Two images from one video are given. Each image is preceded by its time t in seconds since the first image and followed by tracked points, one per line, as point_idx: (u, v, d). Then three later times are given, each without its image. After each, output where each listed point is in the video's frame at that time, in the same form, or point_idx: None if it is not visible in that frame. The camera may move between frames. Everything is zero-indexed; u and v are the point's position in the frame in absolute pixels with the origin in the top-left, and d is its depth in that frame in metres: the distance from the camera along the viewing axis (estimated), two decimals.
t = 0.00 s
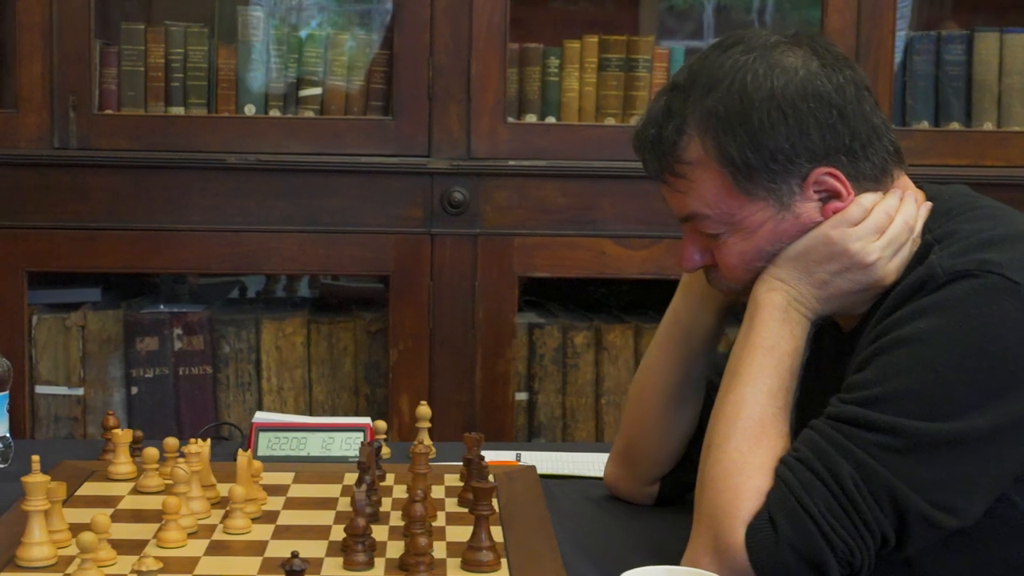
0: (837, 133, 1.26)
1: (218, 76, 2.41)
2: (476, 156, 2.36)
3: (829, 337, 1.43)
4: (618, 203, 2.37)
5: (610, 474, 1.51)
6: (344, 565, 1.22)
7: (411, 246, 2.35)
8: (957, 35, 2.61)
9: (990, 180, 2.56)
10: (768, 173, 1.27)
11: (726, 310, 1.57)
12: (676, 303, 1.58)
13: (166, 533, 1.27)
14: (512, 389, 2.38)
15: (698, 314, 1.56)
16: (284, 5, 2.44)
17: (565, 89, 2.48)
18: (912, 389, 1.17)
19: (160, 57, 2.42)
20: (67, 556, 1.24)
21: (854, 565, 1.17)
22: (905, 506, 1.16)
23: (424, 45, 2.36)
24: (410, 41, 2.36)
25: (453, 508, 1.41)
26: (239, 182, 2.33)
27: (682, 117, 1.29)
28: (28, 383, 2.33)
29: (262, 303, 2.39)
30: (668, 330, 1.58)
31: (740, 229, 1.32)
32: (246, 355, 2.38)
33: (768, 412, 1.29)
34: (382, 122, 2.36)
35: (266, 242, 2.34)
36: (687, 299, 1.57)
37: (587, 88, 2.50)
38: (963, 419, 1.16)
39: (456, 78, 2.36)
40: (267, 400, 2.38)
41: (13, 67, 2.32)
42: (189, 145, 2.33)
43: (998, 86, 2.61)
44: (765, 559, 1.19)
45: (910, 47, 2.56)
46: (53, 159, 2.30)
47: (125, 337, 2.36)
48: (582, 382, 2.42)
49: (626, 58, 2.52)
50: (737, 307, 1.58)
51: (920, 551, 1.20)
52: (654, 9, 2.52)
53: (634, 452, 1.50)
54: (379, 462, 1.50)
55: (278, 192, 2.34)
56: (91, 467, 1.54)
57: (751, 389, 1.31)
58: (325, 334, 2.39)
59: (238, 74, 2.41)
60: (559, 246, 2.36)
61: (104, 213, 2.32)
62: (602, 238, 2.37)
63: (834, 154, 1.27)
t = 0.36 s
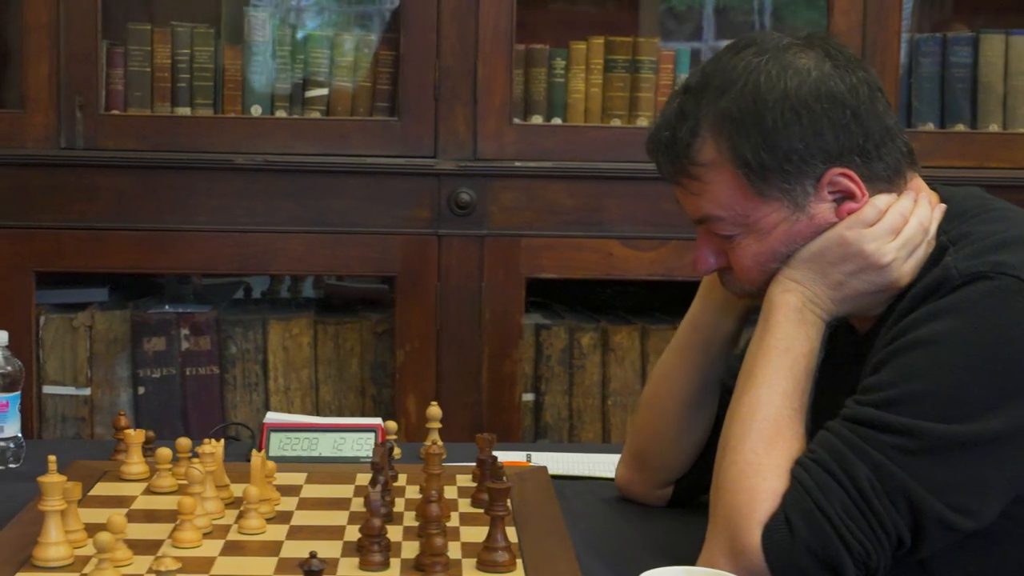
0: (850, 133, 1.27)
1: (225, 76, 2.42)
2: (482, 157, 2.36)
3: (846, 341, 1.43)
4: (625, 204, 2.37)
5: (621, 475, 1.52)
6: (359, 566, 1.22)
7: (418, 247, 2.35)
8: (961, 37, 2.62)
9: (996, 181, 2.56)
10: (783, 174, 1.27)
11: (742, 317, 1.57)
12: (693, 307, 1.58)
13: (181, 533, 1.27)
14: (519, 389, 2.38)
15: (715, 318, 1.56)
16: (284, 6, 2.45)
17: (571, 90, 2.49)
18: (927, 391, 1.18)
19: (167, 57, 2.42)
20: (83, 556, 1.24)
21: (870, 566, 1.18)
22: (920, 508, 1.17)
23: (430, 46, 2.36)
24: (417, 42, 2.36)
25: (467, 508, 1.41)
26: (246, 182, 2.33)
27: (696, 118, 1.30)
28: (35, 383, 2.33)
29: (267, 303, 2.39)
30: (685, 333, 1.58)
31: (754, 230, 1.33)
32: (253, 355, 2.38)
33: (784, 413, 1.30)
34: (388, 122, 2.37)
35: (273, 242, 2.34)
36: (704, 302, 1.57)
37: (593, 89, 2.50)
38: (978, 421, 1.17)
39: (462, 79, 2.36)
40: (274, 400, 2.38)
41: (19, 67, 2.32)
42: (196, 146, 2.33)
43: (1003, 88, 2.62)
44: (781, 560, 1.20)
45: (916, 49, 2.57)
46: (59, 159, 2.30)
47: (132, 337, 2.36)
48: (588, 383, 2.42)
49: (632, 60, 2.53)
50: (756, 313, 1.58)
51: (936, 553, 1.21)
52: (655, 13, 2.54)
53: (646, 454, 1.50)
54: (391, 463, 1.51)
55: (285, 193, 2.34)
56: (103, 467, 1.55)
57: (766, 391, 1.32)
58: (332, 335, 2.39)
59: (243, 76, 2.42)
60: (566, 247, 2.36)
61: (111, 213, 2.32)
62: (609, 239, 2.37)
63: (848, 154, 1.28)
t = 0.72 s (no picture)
0: (871, 130, 1.27)
1: (240, 76, 2.43)
2: (498, 156, 2.37)
3: (871, 341, 1.43)
4: (641, 204, 2.37)
5: (641, 474, 1.52)
6: (386, 564, 1.22)
7: (434, 247, 2.35)
8: (976, 37, 2.62)
9: (1012, 182, 2.55)
10: (804, 172, 1.28)
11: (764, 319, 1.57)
12: (714, 308, 1.58)
13: (207, 531, 1.27)
14: (535, 389, 2.38)
15: (736, 318, 1.56)
16: (294, 5, 2.45)
17: (586, 90, 2.49)
18: (953, 391, 1.18)
19: (182, 56, 2.43)
20: (110, 554, 1.25)
21: (896, 566, 1.18)
22: (946, 508, 1.17)
23: (445, 45, 2.36)
24: (432, 42, 2.36)
25: (490, 508, 1.41)
26: (262, 181, 2.33)
27: (715, 121, 1.31)
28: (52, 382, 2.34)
29: (281, 302, 2.39)
30: (707, 334, 1.58)
31: (777, 230, 1.33)
32: (269, 354, 2.39)
33: (809, 412, 1.31)
34: (403, 122, 2.37)
35: (290, 241, 2.34)
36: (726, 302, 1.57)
37: (608, 89, 2.51)
38: (1004, 421, 1.17)
39: (477, 79, 2.37)
40: (290, 399, 2.38)
41: (35, 66, 2.32)
42: (212, 145, 2.34)
43: (1019, 88, 2.62)
44: (808, 560, 1.20)
45: (931, 49, 2.57)
46: (76, 158, 2.30)
47: (148, 335, 2.37)
48: (604, 383, 2.43)
49: (647, 59, 2.54)
50: (780, 313, 1.58)
51: (960, 553, 1.21)
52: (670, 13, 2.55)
53: (666, 453, 1.51)
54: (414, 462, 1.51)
55: (301, 192, 2.34)
56: (124, 466, 1.55)
57: (789, 391, 1.32)
58: (348, 334, 2.39)
59: (259, 76, 2.43)
60: (582, 247, 2.36)
61: (128, 212, 2.32)
62: (625, 239, 2.37)
63: (869, 152, 1.28)
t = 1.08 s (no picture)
0: (887, 127, 1.28)
1: (258, 76, 2.44)
2: (514, 156, 2.37)
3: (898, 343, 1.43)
4: (659, 205, 2.37)
5: (665, 474, 1.52)
6: (413, 563, 1.23)
7: (452, 247, 2.35)
8: (993, 39, 2.62)
9: None
10: (823, 171, 1.29)
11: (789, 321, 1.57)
12: (737, 310, 1.58)
13: (234, 530, 1.28)
14: (552, 388, 2.38)
15: (759, 319, 1.56)
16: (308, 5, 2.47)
17: (603, 90, 2.49)
18: (981, 391, 1.18)
19: (200, 56, 2.44)
20: (138, 552, 1.25)
21: (924, 567, 1.18)
22: (974, 509, 1.17)
23: (463, 45, 2.36)
24: (449, 42, 2.36)
25: (514, 507, 1.41)
26: (281, 181, 2.34)
27: (733, 125, 1.32)
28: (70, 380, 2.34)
29: (296, 302, 2.40)
30: (730, 335, 1.58)
31: (799, 231, 1.34)
32: (287, 354, 2.39)
33: (836, 413, 1.31)
34: (420, 121, 2.37)
35: (308, 241, 2.34)
36: (749, 304, 1.57)
37: (625, 88, 2.51)
38: None
39: (494, 79, 2.37)
40: (308, 399, 2.39)
41: (53, 65, 2.32)
42: (231, 145, 2.34)
43: None
44: (837, 560, 1.20)
45: (948, 51, 2.56)
46: (93, 157, 2.30)
47: (166, 335, 2.38)
48: (621, 383, 2.43)
49: (664, 60, 2.54)
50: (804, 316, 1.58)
51: (989, 554, 1.21)
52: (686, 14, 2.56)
53: (690, 454, 1.51)
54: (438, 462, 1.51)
55: (319, 191, 2.34)
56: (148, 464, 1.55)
57: (816, 391, 1.33)
58: (365, 333, 2.40)
59: (276, 77, 2.44)
60: (600, 247, 2.36)
61: (146, 211, 2.32)
62: (642, 239, 2.37)
63: (886, 149, 1.29)
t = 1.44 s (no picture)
0: (901, 126, 1.31)
1: (274, 77, 2.44)
2: (530, 157, 2.37)
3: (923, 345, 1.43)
4: (675, 206, 2.38)
5: (686, 476, 1.51)
6: (439, 565, 1.23)
7: (469, 248, 2.36)
8: (1007, 41, 2.62)
9: None
10: (838, 171, 1.31)
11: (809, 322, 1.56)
12: (757, 312, 1.58)
13: (261, 530, 1.28)
14: (568, 390, 2.38)
15: (780, 321, 1.56)
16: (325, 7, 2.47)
17: (618, 91, 2.49)
18: (1006, 393, 1.18)
19: (215, 57, 2.44)
20: (166, 553, 1.26)
21: (950, 568, 1.18)
22: (1001, 511, 1.17)
23: (478, 47, 2.37)
24: (465, 43, 2.37)
25: (537, 508, 1.42)
26: (298, 181, 2.34)
27: (748, 131, 1.36)
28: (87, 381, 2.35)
29: (316, 303, 2.40)
30: (750, 337, 1.58)
31: (818, 232, 1.36)
32: (303, 355, 2.40)
33: (860, 413, 1.32)
34: (435, 122, 2.37)
35: (324, 241, 2.35)
36: (770, 307, 1.57)
37: (640, 90, 2.51)
38: None
39: (509, 80, 2.37)
40: (324, 400, 2.39)
41: (69, 66, 2.32)
42: (247, 146, 2.35)
43: None
44: (863, 562, 1.20)
45: (962, 52, 2.56)
46: (110, 158, 2.30)
47: (183, 335, 2.38)
48: (636, 384, 2.43)
49: (679, 61, 2.54)
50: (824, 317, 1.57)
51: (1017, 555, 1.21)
52: (700, 17, 2.56)
53: (711, 456, 1.50)
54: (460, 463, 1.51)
55: (336, 192, 2.35)
56: (170, 465, 1.55)
57: (839, 391, 1.33)
58: (381, 334, 2.40)
59: (292, 78, 2.45)
60: (616, 249, 2.37)
61: (163, 212, 2.33)
62: (659, 240, 2.37)
63: (901, 147, 1.31)
